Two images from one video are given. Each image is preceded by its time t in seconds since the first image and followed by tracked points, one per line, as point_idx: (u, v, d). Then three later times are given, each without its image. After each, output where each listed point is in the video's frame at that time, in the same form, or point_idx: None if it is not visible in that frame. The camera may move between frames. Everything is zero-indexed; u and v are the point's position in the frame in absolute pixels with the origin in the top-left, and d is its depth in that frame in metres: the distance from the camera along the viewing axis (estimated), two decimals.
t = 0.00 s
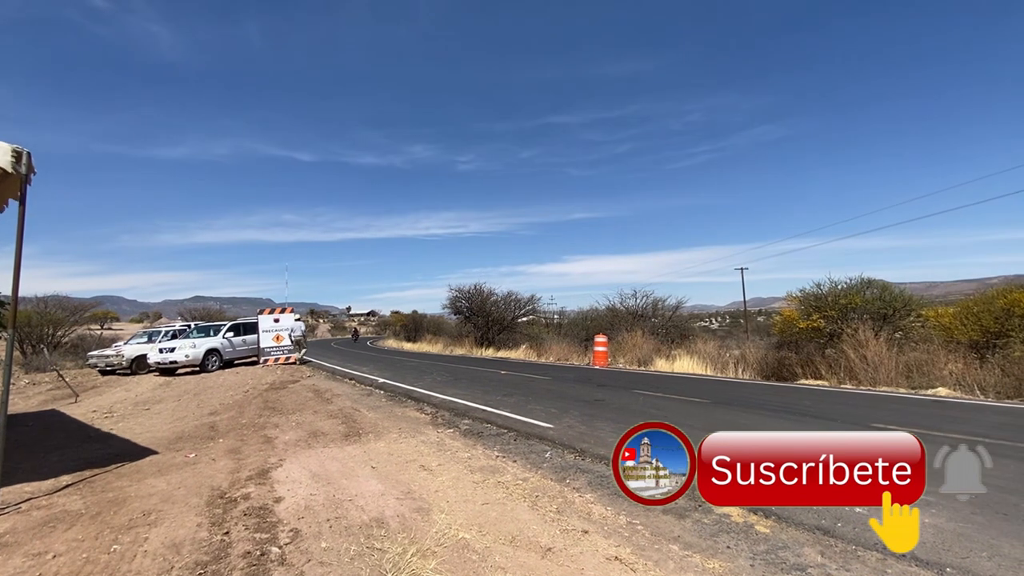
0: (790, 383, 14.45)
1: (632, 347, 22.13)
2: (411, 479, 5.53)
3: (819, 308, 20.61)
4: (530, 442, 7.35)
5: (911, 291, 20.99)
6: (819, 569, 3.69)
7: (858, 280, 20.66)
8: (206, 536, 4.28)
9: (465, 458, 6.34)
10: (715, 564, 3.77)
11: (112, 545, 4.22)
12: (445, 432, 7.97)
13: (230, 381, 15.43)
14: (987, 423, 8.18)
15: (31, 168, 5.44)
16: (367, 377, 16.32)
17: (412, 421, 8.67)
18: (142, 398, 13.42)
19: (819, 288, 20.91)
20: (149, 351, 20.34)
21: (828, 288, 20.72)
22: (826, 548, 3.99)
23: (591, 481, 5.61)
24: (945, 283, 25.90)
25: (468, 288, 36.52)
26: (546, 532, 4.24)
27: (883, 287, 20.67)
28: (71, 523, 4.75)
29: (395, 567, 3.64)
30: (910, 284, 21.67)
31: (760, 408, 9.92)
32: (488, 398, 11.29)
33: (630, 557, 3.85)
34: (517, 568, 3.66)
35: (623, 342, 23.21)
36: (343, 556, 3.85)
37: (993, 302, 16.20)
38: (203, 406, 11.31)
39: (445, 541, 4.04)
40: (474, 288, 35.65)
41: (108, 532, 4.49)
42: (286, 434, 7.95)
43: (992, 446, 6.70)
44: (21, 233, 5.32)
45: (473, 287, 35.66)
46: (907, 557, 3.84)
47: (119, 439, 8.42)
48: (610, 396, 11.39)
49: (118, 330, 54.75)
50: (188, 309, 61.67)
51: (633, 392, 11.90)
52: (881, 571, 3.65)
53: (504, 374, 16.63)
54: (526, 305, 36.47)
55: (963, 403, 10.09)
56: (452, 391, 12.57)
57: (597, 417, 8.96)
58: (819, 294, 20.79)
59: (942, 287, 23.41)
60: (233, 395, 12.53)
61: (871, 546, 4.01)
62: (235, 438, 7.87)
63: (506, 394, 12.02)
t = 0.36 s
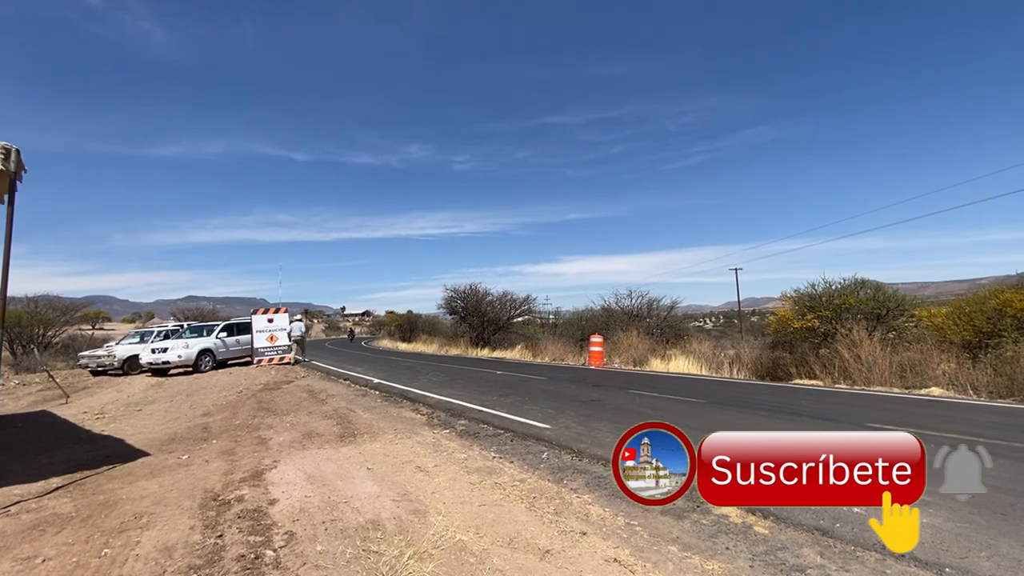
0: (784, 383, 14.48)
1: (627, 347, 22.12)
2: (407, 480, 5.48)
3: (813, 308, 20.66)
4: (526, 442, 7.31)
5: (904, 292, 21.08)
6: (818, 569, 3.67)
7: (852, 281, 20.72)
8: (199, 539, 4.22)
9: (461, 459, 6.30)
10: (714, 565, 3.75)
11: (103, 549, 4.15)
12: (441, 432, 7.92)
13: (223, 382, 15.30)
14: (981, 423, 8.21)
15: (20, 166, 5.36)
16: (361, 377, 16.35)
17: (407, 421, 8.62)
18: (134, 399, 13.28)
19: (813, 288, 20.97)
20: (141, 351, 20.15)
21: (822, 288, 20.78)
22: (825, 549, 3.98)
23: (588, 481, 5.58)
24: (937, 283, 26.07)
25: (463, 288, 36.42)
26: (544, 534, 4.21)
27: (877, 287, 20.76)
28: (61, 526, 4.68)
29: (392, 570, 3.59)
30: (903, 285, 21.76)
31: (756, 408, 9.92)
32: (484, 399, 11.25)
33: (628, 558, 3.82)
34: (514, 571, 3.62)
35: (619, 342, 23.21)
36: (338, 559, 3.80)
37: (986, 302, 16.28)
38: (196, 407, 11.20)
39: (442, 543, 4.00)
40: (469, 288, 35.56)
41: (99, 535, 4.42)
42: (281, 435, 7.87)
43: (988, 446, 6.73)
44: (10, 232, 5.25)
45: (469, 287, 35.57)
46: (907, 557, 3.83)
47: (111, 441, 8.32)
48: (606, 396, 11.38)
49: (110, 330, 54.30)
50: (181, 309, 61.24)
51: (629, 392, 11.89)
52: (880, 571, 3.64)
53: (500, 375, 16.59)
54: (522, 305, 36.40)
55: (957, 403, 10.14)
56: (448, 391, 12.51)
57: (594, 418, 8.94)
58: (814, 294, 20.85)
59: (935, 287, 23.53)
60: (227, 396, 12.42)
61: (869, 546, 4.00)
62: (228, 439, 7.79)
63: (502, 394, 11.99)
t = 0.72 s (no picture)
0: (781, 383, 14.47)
1: (624, 347, 22.09)
2: (404, 483, 5.41)
3: (810, 309, 20.69)
4: (523, 444, 7.25)
5: (900, 292, 21.13)
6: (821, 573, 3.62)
7: (848, 281, 20.75)
8: (191, 544, 4.14)
9: (458, 461, 6.23)
10: (715, 569, 3.69)
11: (94, 554, 4.07)
12: (438, 434, 7.85)
13: (218, 382, 15.19)
14: (980, 423, 8.18)
15: (9, 163, 5.28)
16: (357, 377, 16.46)
17: (404, 423, 8.55)
18: (127, 400, 13.16)
19: (810, 288, 21.00)
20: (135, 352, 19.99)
21: (818, 288, 20.81)
22: (827, 552, 3.93)
23: (587, 483, 5.52)
24: (932, 284, 26.16)
25: (459, 288, 36.34)
26: (542, 537, 4.15)
27: (873, 287, 20.79)
28: (50, 531, 4.59)
29: None
30: (899, 285, 21.81)
31: (754, 409, 9.88)
32: (481, 399, 11.18)
33: (628, 562, 3.76)
34: (512, 575, 3.56)
35: (616, 342, 23.18)
36: (333, 564, 3.73)
37: (982, 303, 16.32)
38: (190, 408, 11.09)
39: (439, 547, 3.94)
40: (466, 288, 35.49)
41: (89, 540, 4.34)
42: (275, 437, 7.79)
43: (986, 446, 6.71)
44: None
45: (465, 287, 35.50)
46: (910, 561, 3.78)
47: (103, 442, 8.22)
48: (603, 397, 11.33)
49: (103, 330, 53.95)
50: (176, 309, 60.92)
51: (626, 393, 11.84)
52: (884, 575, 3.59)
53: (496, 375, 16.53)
54: (518, 305, 36.34)
55: (955, 403, 10.12)
56: (444, 392, 12.43)
57: (591, 418, 8.88)
58: (810, 294, 20.87)
59: (931, 288, 23.59)
60: (221, 396, 12.32)
61: (872, 549, 3.95)
62: (222, 441, 7.71)
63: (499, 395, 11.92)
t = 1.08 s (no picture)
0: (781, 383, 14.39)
1: (623, 347, 22.01)
2: (400, 486, 5.32)
3: (809, 309, 20.63)
4: (522, 446, 7.16)
5: (900, 293, 21.07)
6: None
7: (848, 281, 20.69)
8: (183, 550, 4.05)
9: (456, 464, 6.13)
10: None
11: (82, 560, 3.98)
12: (435, 435, 7.76)
13: (214, 383, 15.08)
14: (983, 425, 8.09)
15: None
16: (354, 377, 16.67)
17: (401, 424, 8.46)
18: (122, 401, 13.05)
19: (809, 289, 20.95)
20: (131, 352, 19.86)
21: (818, 288, 20.76)
22: (832, 558, 3.85)
23: (586, 487, 5.43)
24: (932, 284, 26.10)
25: (458, 288, 36.26)
26: (542, 542, 4.06)
27: (872, 287, 20.74)
28: (39, 536, 4.49)
29: None
30: (899, 286, 21.75)
31: (754, 409, 9.80)
32: (479, 400, 11.09)
33: (629, 569, 3.67)
34: None
35: (615, 343, 23.12)
36: (327, 571, 3.64)
37: (982, 303, 16.26)
38: (185, 410, 10.98)
39: (435, 553, 3.85)
40: (464, 288, 35.41)
41: (78, 545, 4.24)
42: (271, 439, 7.69)
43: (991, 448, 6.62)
44: None
45: (464, 288, 35.42)
46: (918, 568, 3.69)
47: (96, 445, 8.12)
48: (603, 398, 11.24)
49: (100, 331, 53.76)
50: (174, 309, 60.79)
51: (626, 394, 11.75)
52: None
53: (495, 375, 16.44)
54: (517, 306, 36.27)
55: (956, 404, 10.04)
56: (442, 393, 12.34)
57: (591, 420, 8.79)
58: (809, 294, 20.82)
59: (931, 288, 23.55)
60: (217, 397, 12.20)
61: (878, 555, 3.87)
62: (217, 443, 7.61)
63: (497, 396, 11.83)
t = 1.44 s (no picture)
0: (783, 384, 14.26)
1: (624, 348, 21.86)
2: (395, 492, 5.19)
3: (812, 309, 20.46)
4: (520, 449, 7.03)
5: (904, 293, 20.89)
6: None
7: (851, 281, 20.51)
8: (169, 558, 3.93)
9: (452, 468, 6.01)
10: None
11: (65, 569, 3.86)
12: (432, 438, 7.63)
13: (212, 385, 14.99)
14: (990, 427, 7.93)
15: None
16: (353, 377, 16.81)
17: (398, 427, 8.33)
18: (119, 402, 12.94)
19: (812, 289, 20.78)
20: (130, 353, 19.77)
21: (821, 288, 20.59)
22: (840, 569, 3.71)
23: (586, 492, 5.30)
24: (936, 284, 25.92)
25: (459, 288, 36.14)
26: (539, 552, 3.93)
27: (876, 287, 20.56)
28: (23, 543, 4.38)
29: None
30: (903, 286, 21.56)
31: (757, 411, 9.65)
32: (478, 402, 10.95)
33: None
34: None
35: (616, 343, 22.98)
36: None
37: (988, 304, 16.09)
38: (181, 411, 10.87)
39: (428, 562, 3.72)
40: (465, 289, 35.29)
41: (62, 553, 4.12)
42: (266, 442, 7.58)
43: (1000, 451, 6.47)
44: None
45: (464, 288, 35.30)
46: None
47: (89, 448, 8.00)
48: (603, 400, 11.10)
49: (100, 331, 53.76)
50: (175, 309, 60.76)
51: (626, 396, 11.60)
52: None
53: (495, 376, 16.31)
54: (517, 306, 36.14)
55: (963, 406, 9.88)
56: (441, 394, 12.20)
57: (591, 422, 8.66)
58: (812, 294, 20.66)
59: (935, 288, 23.35)
60: (214, 399, 12.10)
61: (888, 566, 3.73)
62: (211, 446, 7.49)
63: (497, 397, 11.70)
